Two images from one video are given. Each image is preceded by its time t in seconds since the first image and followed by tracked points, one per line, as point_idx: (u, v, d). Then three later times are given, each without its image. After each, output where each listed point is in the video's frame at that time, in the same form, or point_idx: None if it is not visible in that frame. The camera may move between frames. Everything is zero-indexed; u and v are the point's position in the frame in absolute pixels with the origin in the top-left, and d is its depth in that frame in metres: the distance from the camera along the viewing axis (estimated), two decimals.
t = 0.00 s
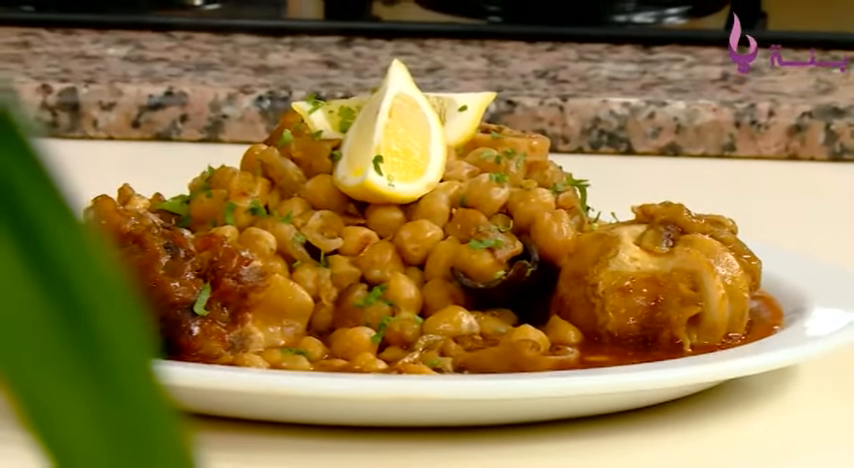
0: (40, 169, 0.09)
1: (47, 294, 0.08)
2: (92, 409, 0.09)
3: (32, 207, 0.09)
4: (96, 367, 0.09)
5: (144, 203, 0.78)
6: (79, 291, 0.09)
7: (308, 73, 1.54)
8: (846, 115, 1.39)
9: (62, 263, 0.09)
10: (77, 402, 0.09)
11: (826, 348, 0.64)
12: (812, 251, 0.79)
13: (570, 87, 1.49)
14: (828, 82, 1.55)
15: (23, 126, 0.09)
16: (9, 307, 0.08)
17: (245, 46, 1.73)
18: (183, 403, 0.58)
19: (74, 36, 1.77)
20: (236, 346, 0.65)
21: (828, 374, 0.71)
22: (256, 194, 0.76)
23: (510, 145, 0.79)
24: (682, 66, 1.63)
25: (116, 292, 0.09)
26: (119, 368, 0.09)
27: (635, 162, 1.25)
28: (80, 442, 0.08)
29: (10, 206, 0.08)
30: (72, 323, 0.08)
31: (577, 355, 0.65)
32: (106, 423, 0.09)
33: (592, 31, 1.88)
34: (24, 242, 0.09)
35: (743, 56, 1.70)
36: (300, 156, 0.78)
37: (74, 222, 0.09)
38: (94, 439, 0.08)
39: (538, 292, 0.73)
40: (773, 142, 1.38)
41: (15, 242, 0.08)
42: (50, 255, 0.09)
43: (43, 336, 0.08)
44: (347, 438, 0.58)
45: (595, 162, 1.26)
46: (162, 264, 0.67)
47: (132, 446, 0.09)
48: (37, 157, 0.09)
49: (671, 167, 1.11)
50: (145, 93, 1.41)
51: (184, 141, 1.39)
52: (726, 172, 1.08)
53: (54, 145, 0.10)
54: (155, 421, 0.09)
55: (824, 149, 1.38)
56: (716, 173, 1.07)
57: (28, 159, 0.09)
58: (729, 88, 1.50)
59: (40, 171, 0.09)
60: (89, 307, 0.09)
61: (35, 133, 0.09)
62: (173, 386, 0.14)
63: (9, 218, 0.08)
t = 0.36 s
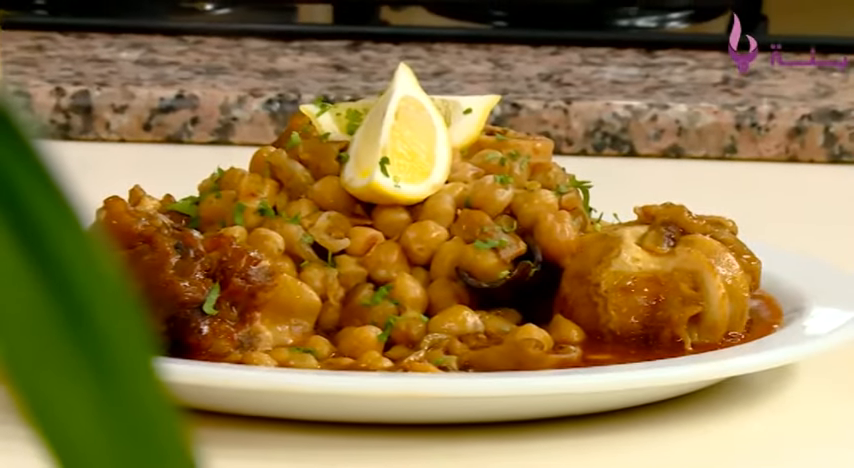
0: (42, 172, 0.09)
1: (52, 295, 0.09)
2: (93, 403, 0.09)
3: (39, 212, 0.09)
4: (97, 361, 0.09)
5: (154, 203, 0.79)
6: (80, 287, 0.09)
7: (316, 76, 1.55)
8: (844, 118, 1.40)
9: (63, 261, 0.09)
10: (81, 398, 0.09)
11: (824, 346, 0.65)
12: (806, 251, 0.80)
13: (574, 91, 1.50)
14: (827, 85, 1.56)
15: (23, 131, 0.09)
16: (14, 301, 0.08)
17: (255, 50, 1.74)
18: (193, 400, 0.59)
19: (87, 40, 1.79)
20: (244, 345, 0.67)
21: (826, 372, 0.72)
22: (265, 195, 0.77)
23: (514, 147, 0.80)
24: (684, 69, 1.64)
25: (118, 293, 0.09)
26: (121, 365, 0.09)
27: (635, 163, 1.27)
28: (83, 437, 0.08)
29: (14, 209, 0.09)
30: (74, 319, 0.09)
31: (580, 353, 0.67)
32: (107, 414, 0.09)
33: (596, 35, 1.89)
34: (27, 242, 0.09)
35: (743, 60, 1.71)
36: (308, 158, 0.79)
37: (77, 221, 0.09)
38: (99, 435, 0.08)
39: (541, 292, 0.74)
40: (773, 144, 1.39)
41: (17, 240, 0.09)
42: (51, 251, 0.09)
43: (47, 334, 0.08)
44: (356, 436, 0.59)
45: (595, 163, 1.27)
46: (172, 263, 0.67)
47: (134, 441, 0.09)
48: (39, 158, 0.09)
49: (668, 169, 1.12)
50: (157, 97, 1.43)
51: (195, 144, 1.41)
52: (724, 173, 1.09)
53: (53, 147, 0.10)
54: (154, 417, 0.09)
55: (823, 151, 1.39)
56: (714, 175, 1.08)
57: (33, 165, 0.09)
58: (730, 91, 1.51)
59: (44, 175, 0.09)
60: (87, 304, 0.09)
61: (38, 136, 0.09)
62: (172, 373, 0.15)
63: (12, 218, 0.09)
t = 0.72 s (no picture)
0: (77, 229, 0.15)
1: (78, 333, 0.14)
2: (103, 404, 0.14)
3: (73, 262, 0.14)
4: (108, 374, 0.14)
5: (166, 205, 0.80)
6: (98, 322, 0.14)
7: (326, 80, 1.57)
8: (845, 121, 1.41)
9: (87, 303, 0.14)
10: (90, 399, 0.14)
11: (825, 345, 0.66)
12: (801, 251, 0.81)
13: (580, 94, 1.51)
14: (827, 89, 1.57)
15: (73, 209, 0.15)
16: (50, 332, 0.14)
17: (266, 55, 1.75)
18: (206, 399, 0.61)
19: (102, 45, 1.80)
20: (254, 343, 0.68)
21: (827, 371, 0.73)
22: (275, 197, 0.78)
23: (520, 150, 0.82)
24: (687, 74, 1.65)
25: (124, 326, 0.14)
26: (123, 374, 0.15)
27: (641, 166, 1.27)
28: (90, 425, 0.14)
29: (58, 267, 0.14)
30: (90, 344, 0.14)
31: (585, 352, 0.68)
32: (114, 416, 0.14)
33: (601, 39, 1.90)
34: (64, 292, 0.14)
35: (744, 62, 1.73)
36: (318, 160, 0.80)
37: (103, 269, 0.15)
38: (107, 421, 0.14)
39: (547, 292, 0.75)
40: (775, 146, 1.40)
41: (55, 287, 0.14)
42: (82, 296, 0.14)
43: (71, 351, 0.14)
44: (367, 433, 0.60)
45: (599, 165, 1.28)
46: (182, 264, 0.69)
47: (132, 431, 0.15)
48: (82, 233, 0.15)
49: (670, 171, 1.14)
50: (170, 99, 1.43)
51: (207, 146, 1.42)
52: (726, 175, 1.10)
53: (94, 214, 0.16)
54: (143, 413, 0.15)
55: (824, 154, 1.40)
56: (715, 176, 1.10)
57: (79, 233, 0.15)
58: (732, 95, 1.52)
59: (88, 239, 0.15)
60: (98, 331, 0.14)
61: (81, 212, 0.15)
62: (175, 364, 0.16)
63: (56, 272, 0.14)
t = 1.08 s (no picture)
0: (58, 179, 0.12)
1: (72, 305, 0.11)
2: (107, 395, 0.12)
3: (53, 216, 0.12)
4: (110, 360, 0.11)
5: (179, 206, 0.82)
6: (96, 295, 0.12)
7: (337, 84, 1.58)
8: (847, 124, 1.42)
9: (81, 270, 0.12)
10: (96, 390, 0.12)
11: (826, 345, 0.67)
12: (798, 252, 0.83)
13: (586, 97, 1.52)
14: (829, 93, 1.58)
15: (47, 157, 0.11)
16: (39, 306, 0.11)
17: (278, 58, 1.76)
18: (224, 398, 0.63)
19: (117, 49, 1.82)
20: (266, 342, 0.70)
21: (829, 370, 0.74)
22: (286, 198, 0.80)
23: (527, 152, 0.83)
24: (692, 77, 1.66)
25: (127, 299, 0.12)
26: (131, 360, 0.12)
27: (643, 168, 1.28)
28: (95, 415, 0.11)
29: (39, 225, 0.11)
30: (90, 322, 0.11)
31: (590, 351, 0.69)
32: (121, 409, 0.12)
33: (607, 43, 1.91)
34: (53, 257, 0.11)
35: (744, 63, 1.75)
36: (328, 163, 0.81)
37: (92, 229, 0.12)
38: (112, 415, 0.12)
39: (553, 292, 0.77)
40: (778, 149, 1.41)
41: (40, 250, 0.11)
42: (74, 266, 0.12)
43: (68, 333, 0.11)
44: (376, 430, 0.62)
45: (603, 167, 1.29)
46: (196, 264, 0.70)
47: (138, 427, 0.12)
48: (61, 185, 0.12)
49: (671, 172, 1.15)
50: (183, 102, 1.45)
51: (220, 149, 1.44)
52: (726, 177, 1.12)
53: (73, 166, 0.13)
54: (151, 403, 0.12)
55: (825, 156, 1.41)
56: (716, 178, 1.11)
57: (58, 186, 0.12)
58: (736, 98, 1.53)
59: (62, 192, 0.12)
60: (103, 310, 0.11)
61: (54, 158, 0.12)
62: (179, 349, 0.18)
63: (37, 231, 0.11)
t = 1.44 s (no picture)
0: (50, 156, 0.10)
1: (78, 298, 0.10)
2: (115, 397, 0.10)
3: (49, 198, 0.10)
4: (119, 360, 0.10)
5: (194, 207, 0.83)
6: (102, 284, 0.10)
7: (350, 87, 1.59)
8: (849, 127, 1.43)
9: (84, 260, 0.10)
10: (103, 393, 0.10)
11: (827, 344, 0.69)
12: (798, 252, 0.84)
13: (593, 101, 1.53)
14: (832, 96, 1.59)
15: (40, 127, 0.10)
16: (44, 295, 0.09)
17: (291, 62, 1.77)
18: (232, 396, 0.64)
19: (133, 53, 1.83)
20: (277, 341, 0.71)
21: (831, 369, 0.76)
22: (298, 200, 0.81)
23: (535, 155, 0.85)
24: (697, 81, 1.67)
25: (132, 293, 0.10)
26: (144, 361, 0.10)
27: (644, 170, 1.30)
28: (99, 422, 0.10)
29: (37, 207, 0.10)
30: (97, 312, 0.10)
31: (596, 349, 0.70)
32: (128, 409, 0.10)
33: (616, 47, 1.92)
34: (53, 244, 0.10)
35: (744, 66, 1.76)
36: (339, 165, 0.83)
37: (91, 209, 0.10)
38: (122, 426, 0.10)
39: (561, 292, 0.78)
40: (781, 152, 1.42)
41: (37, 230, 0.10)
42: (78, 255, 0.10)
43: (72, 326, 0.10)
44: (385, 427, 0.63)
45: (607, 169, 1.30)
46: (210, 263, 0.72)
47: (152, 436, 0.10)
48: (59, 161, 0.10)
49: (670, 174, 1.16)
50: (198, 106, 1.46)
51: (234, 151, 1.45)
52: (729, 179, 1.13)
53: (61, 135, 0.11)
54: (170, 411, 0.10)
55: (828, 158, 1.42)
56: (719, 180, 1.12)
57: (52, 160, 0.10)
58: (741, 102, 1.54)
59: (59, 167, 0.10)
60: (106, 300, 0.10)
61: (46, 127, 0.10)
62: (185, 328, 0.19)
63: (33, 212, 0.10)
